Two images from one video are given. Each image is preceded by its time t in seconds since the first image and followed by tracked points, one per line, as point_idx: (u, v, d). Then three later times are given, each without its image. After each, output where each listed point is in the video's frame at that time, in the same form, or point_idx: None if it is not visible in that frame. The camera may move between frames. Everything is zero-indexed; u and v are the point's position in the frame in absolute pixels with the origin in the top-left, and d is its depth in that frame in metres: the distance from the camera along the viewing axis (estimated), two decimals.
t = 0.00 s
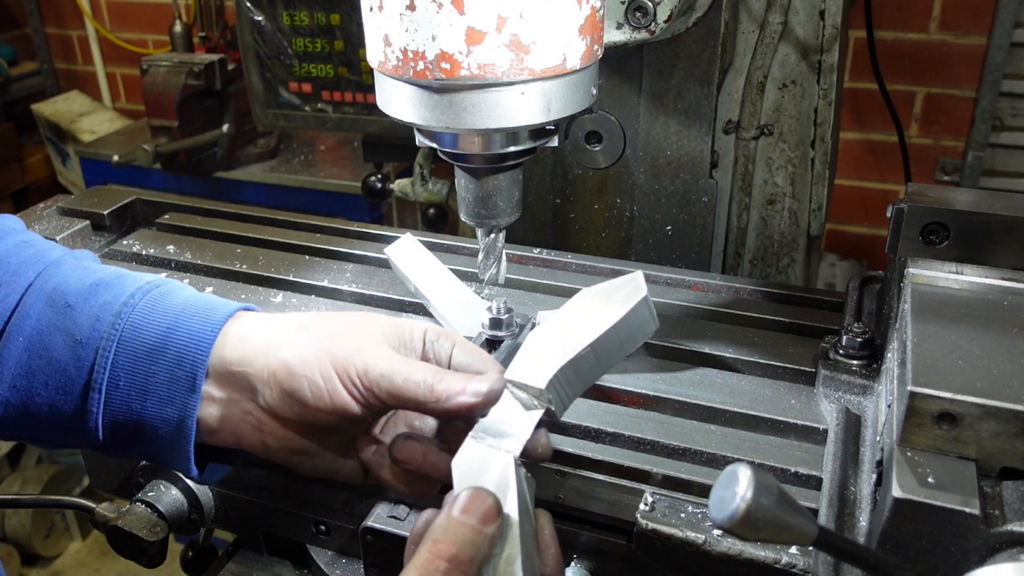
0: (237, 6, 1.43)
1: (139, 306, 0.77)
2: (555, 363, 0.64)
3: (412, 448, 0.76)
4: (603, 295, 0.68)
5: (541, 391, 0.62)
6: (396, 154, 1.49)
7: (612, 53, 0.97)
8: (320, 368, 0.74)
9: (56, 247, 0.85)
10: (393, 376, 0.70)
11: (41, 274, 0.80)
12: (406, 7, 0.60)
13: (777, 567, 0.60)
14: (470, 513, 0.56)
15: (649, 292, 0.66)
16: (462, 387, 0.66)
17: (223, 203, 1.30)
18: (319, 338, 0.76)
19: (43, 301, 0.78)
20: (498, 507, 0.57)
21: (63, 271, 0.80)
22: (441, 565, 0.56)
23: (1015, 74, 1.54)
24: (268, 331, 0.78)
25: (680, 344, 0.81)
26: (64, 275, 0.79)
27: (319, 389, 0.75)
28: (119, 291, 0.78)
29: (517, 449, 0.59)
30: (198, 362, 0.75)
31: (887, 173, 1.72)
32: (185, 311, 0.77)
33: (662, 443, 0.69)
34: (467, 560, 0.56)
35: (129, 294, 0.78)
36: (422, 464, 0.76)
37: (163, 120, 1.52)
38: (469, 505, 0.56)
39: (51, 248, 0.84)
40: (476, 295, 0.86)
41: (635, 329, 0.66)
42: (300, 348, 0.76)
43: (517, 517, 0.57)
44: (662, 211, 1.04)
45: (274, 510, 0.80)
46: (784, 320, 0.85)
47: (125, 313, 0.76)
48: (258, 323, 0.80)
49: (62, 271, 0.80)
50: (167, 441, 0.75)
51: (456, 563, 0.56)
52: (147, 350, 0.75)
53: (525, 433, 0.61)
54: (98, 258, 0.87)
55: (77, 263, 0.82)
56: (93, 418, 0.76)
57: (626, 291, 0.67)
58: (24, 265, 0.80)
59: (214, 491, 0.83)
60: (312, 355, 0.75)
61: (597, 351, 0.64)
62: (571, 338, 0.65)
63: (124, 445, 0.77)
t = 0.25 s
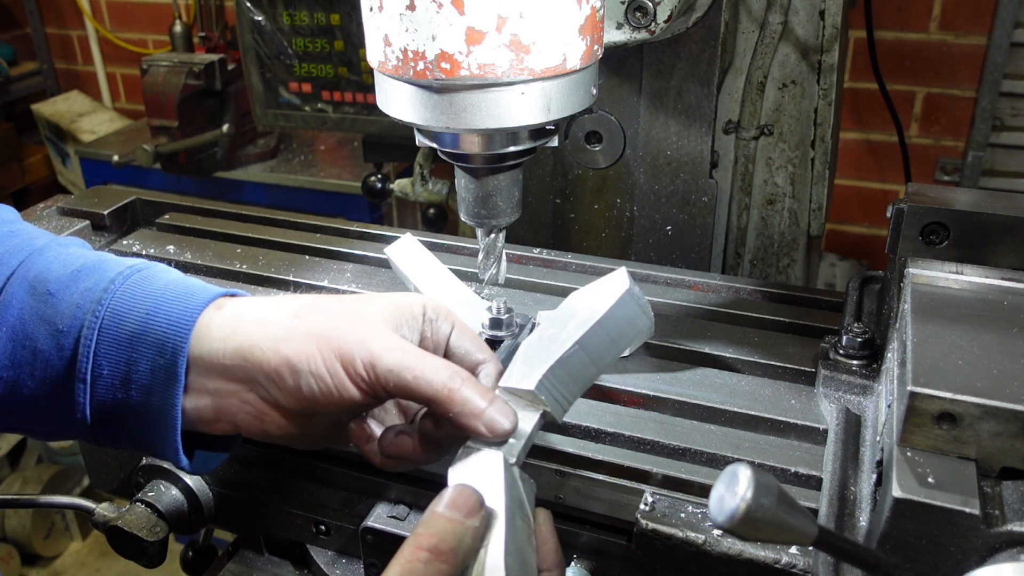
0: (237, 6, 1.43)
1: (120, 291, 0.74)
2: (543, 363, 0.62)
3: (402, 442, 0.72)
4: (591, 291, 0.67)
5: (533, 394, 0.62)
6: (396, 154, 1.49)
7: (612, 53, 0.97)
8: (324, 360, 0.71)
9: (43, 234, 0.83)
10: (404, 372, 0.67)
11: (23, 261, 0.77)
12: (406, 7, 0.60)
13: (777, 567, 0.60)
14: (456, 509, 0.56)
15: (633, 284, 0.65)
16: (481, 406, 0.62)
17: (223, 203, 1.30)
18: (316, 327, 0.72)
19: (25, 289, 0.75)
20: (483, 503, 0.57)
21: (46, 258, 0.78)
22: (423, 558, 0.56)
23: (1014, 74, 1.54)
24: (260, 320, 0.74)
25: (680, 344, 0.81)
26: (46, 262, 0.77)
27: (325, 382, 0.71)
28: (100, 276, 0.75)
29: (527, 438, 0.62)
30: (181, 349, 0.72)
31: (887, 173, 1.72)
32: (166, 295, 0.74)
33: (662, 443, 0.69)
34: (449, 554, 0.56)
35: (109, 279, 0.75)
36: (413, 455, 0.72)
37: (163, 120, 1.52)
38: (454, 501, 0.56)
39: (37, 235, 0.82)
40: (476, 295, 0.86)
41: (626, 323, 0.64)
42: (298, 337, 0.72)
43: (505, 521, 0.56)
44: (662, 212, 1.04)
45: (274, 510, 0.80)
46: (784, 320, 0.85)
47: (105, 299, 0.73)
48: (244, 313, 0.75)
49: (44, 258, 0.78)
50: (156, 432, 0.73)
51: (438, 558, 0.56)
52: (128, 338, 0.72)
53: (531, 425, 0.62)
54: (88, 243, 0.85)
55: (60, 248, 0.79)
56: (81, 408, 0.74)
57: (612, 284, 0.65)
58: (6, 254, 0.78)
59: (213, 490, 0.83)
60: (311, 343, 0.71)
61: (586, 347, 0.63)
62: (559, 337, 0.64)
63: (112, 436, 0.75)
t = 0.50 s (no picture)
0: (237, 6, 1.43)
1: (123, 300, 0.74)
2: (532, 357, 0.61)
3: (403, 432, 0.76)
4: (584, 276, 0.63)
5: (524, 386, 0.61)
6: (396, 154, 1.49)
7: (612, 54, 0.97)
8: (328, 374, 0.70)
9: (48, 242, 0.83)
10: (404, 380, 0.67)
11: (26, 268, 0.77)
12: (406, 7, 0.60)
13: (777, 567, 0.60)
14: (448, 506, 0.56)
15: (624, 271, 0.61)
16: (477, 400, 0.62)
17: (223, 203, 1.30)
18: (320, 341, 0.71)
19: (27, 295, 0.75)
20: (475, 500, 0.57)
21: (50, 266, 0.77)
22: (417, 557, 0.56)
23: (1014, 74, 1.54)
24: (261, 332, 0.73)
25: (680, 344, 0.81)
26: (50, 270, 0.77)
27: (330, 396, 0.70)
28: (104, 285, 0.75)
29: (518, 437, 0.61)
30: (181, 359, 0.72)
31: (887, 173, 1.72)
32: (169, 306, 0.74)
33: (662, 443, 0.69)
34: (445, 551, 0.56)
35: (114, 288, 0.75)
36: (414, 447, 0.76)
37: (163, 120, 1.52)
38: (448, 498, 0.57)
39: (42, 244, 0.82)
40: (476, 295, 0.85)
41: (617, 311, 0.61)
42: (302, 350, 0.71)
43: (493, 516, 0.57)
44: (662, 212, 1.04)
45: (274, 510, 0.80)
46: (784, 320, 0.85)
47: (108, 308, 0.73)
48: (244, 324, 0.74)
49: (48, 266, 0.77)
50: (153, 442, 0.72)
51: (433, 556, 0.56)
52: (129, 346, 0.72)
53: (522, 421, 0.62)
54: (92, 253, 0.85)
55: (64, 257, 0.79)
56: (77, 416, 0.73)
57: (601, 270, 0.61)
58: (11, 260, 0.78)
59: (214, 490, 0.83)
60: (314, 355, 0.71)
61: (576, 338, 0.61)
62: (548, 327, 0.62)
63: (109, 446, 0.74)
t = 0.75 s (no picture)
0: (237, 6, 1.43)
1: (122, 302, 0.74)
2: (530, 361, 0.62)
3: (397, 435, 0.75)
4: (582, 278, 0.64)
5: (523, 389, 0.62)
6: (396, 154, 1.49)
7: (612, 53, 0.97)
8: (328, 376, 0.70)
9: (44, 244, 0.82)
10: (404, 382, 0.67)
11: (24, 269, 0.77)
12: (406, 7, 0.60)
13: (777, 567, 0.60)
14: (447, 512, 0.56)
15: (622, 273, 0.62)
16: (475, 403, 0.63)
17: (223, 203, 1.30)
18: (320, 342, 0.72)
19: (25, 296, 0.74)
20: (473, 502, 0.57)
21: (48, 267, 0.77)
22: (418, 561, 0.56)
23: (1015, 74, 1.54)
24: (261, 333, 0.73)
25: (680, 344, 0.81)
26: (49, 271, 0.76)
27: (329, 397, 0.71)
28: (103, 287, 0.75)
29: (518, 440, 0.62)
30: (182, 361, 0.72)
31: (887, 173, 1.72)
32: (169, 308, 0.74)
33: (662, 443, 0.69)
34: (446, 556, 0.56)
35: (113, 290, 0.75)
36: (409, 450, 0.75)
37: (163, 120, 1.52)
38: (445, 503, 0.56)
39: (40, 244, 0.82)
40: (476, 295, 0.85)
41: (615, 313, 0.62)
42: (303, 351, 0.72)
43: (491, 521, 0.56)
44: (662, 212, 1.04)
45: (274, 510, 0.80)
46: (784, 320, 0.85)
47: (107, 310, 0.73)
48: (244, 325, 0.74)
49: (46, 266, 0.77)
50: (152, 443, 0.73)
51: (433, 560, 0.56)
52: (128, 348, 0.72)
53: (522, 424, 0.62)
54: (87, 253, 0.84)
55: (61, 258, 0.79)
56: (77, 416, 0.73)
57: (599, 272, 0.62)
58: (9, 261, 0.77)
59: (214, 491, 0.83)
60: (315, 356, 0.71)
61: (574, 342, 0.61)
62: (546, 330, 0.63)
63: (109, 445, 0.74)
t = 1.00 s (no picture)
0: (237, 6, 1.43)
1: (80, 311, 0.73)
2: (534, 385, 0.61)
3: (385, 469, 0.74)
4: (582, 307, 0.64)
5: (525, 419, 0.60)
6: (396, 154, 1.49)
7: (612, 53, 0.97)
8: (291, 386, 0.70)
9: None
10: (370, 396, 0.67)
11: None
12: (406, 7, 0.60)
13: (777, 567, 0.60)
14: (450, 484, 0.58)
15: (625, 299, 0.62)
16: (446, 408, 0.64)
17: (223, 203, 1.30)
18: (286, 350, 0.71)
19: None
20: (471, 478, 0.59)
21: None
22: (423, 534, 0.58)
23: (1015, 74, 1.54)
24: (225, 338, 0.73)
25: (681, 344, 0.81)
26: None
27: (287, 404, 0.70)
28: (59, 296, 0.74)
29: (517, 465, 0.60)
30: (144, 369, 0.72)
31: (887, 173, 1.72)
32: (130, 317, 0.73)
33: (662, 443, 0.69)
34: (449, 527, 0.58)
35: (71, 299, 0.74)
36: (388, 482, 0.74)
37: (163, 120, 1.52)
38: (445, 475, 0.58)
39: None
40: (476, 295, 0.85)
41: (618, 340, 0.62)
42: (266, 359, 0.71)
43: (499, 495, 0.59)
44: (662, 212, 1.04)
45: (275, 511, 0.80)
46: (784, 320, 0.85)
47: (65, 320, 0.72)
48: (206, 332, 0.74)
49: None
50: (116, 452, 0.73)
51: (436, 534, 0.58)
52: (89, 357, 0.72)
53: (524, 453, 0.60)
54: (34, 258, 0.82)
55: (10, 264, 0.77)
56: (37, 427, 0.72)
57: (602, 299, 0.63)
58: None
59: (214, 491, 0.83)
60: (280, 365, 0.71)
61: (578, 367, 0.61)
62: (548, 355, 0.62)
63: (72, 454, 0.74)
